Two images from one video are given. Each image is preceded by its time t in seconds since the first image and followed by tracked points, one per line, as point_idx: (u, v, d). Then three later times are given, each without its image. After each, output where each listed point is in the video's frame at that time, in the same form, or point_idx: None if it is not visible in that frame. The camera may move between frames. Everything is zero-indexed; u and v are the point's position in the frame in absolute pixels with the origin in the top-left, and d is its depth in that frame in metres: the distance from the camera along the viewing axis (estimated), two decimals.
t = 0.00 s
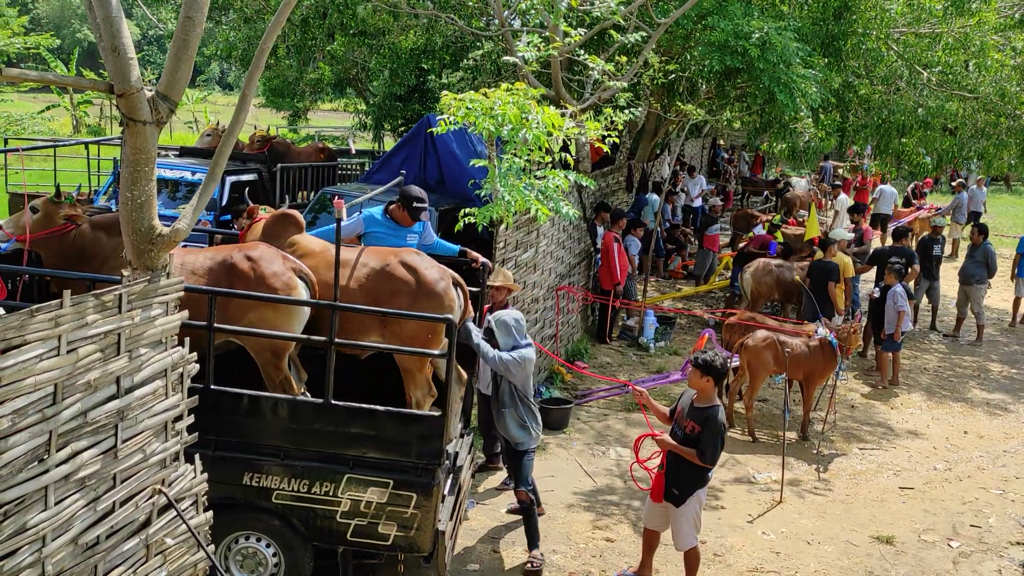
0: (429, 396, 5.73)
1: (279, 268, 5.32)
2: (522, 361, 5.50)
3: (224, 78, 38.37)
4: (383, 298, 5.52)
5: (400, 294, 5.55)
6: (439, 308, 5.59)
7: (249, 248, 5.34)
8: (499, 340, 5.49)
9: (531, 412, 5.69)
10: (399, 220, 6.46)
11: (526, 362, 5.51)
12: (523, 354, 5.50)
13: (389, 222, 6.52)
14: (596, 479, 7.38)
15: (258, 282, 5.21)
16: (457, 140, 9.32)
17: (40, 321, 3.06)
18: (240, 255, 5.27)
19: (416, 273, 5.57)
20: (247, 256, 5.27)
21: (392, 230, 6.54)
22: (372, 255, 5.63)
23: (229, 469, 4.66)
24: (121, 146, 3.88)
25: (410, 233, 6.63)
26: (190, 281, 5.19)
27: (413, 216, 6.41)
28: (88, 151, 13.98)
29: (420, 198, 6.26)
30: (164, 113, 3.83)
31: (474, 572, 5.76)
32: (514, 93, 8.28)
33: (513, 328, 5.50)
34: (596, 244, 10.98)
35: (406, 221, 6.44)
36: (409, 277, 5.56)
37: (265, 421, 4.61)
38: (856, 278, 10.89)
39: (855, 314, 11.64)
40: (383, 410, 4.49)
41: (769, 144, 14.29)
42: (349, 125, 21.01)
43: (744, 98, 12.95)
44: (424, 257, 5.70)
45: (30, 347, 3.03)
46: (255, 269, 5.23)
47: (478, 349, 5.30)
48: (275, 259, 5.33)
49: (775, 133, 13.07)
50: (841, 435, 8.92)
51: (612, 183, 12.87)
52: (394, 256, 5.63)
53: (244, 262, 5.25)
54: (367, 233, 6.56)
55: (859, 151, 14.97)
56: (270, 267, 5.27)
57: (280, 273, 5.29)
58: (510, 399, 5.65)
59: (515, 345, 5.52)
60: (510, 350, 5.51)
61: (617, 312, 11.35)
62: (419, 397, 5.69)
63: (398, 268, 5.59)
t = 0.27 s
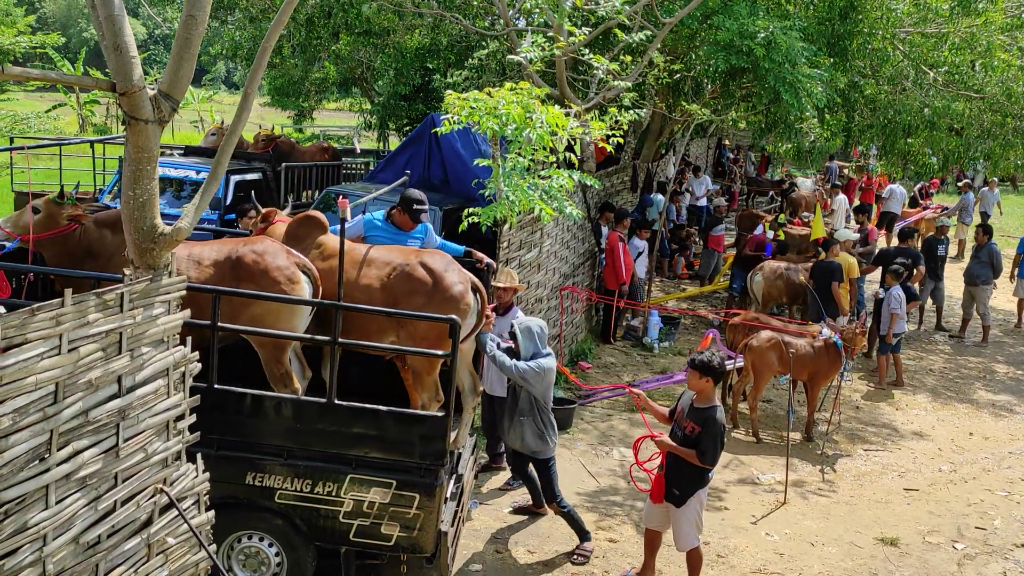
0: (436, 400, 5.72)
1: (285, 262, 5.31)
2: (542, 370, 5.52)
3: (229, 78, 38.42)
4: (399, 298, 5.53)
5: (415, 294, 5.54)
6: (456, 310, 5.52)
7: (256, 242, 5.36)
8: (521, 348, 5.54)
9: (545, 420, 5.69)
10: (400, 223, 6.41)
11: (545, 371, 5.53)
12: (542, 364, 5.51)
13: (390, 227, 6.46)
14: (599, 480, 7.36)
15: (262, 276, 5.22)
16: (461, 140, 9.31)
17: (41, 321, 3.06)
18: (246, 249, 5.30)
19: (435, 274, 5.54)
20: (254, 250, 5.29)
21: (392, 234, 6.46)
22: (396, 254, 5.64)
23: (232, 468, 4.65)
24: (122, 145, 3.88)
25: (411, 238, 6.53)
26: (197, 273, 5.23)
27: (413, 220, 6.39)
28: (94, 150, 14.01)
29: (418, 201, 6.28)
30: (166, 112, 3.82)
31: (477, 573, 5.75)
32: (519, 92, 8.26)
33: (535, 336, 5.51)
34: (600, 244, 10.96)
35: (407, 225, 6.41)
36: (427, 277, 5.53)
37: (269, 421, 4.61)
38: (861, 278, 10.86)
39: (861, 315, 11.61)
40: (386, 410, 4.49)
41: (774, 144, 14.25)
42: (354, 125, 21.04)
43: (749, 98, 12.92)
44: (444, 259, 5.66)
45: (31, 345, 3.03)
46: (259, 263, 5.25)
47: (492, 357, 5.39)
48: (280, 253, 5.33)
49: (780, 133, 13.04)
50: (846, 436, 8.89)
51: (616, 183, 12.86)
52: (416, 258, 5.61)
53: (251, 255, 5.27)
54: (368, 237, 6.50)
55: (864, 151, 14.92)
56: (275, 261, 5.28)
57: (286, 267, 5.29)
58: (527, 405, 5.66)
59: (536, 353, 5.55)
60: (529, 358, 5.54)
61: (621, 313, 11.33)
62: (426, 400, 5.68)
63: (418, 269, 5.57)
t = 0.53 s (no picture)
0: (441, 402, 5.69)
1: (284, 259, 5.31)
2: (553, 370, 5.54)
3: (234, 77, 38.49)
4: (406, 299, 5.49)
5: (422, 296, 5.52)
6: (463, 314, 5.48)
7: (256, 241, 5.39)
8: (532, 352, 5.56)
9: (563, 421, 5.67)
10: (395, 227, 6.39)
11: (557, 373, 5.54)
12: (554, 366, 5.53)
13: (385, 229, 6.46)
14: (602, 478, 7.36)
15: (260, 273, 5.24)
16: (464, 139, 9.32)
17: (43, 317, 3.07)
18: (245, 248, 5.34)
19: (443, 276, 5.51)
20: (253, 249, 5.33)
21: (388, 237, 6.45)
22: (409, 253, 5.63)
23: (234, 465, 4.65)
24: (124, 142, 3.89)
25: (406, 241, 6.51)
26: (200, 269, 5.27)
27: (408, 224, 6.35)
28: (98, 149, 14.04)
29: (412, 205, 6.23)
30: (167, 109, 3.83)
31: (479, 571, 5.75)
32: (522, 91, 8.27)
33: (547, 339, 5.54)
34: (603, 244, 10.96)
35: (400, 229, 6.37)
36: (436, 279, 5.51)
37: (271, 417, 4.61)
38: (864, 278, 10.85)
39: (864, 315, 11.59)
40: (389, 406, 4.49)
41: (778, 143, 14.24)
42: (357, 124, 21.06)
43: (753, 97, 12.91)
44: (457, 262, 5.62)
45: (32, 342, 3.04)
46: (258, 261, 5.28)
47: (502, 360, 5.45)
48: (280, 251, 5.34)
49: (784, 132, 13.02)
50: (849, 435, 8.87)
51: (619, 182, 12.85)
52: (427, 259, 5.59)
53: (249, 254, 5.31)
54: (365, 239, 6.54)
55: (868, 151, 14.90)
56: (274, 258, 5.29)
57: (285, 265, 5.27)
58: (546, 410, 5.61)
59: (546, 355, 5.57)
60: (541, 361, 5.56)
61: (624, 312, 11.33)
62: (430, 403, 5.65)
63: (428, 271, 5.54)
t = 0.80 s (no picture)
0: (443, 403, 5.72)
1: (280, 252, 5.36)
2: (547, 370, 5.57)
3: (237, 77, 38.52)
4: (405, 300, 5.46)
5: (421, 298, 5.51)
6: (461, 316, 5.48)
7: (253, 234, 5.45)
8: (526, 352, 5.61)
9: (561, 421, 5.68)
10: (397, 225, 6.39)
11: (551, 372, 5.57)
12: (547, 365, 5.56)
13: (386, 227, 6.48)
14: (603, 477, 7.36)
15: (257, 266, 5.33)
16: (466, 138, 9.32)
17: (46, 314, 3.07)
18: (244, 241, 5.40)
19: (443, 279, 5.49)
20: (251, 242, 5.40)
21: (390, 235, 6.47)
22: (408, 251, 5.62)
23: (236, 463, 4.66)
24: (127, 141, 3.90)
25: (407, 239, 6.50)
26: (199, 263, 5.28)
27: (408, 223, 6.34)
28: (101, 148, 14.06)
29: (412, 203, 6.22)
30: (170, 107, 3.83)
31: (480, 569, 5.76)
32: (524, 90, 8.27)
33: (541, 338, 5.59)
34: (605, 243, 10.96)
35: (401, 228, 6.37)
36: (435, 280, 5.51)
37: (273, 415, 4.62)
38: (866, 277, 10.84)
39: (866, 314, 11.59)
40: (391, 405, 4.50)
41: (781, 143, 14.22)
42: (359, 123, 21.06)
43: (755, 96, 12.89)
44: (455, 263, 5.62)
45: (35, 339, 3.04)
46: (256, 254, 5.35)
47: (496, 360, 5.50)
48: (277, 244, 5.39)
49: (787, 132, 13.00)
50: (851, 435, 8.87)
51: (621, 182, 12.85)
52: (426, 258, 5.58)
53: (247, 247, 5.38)
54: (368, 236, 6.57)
55: (871, 151, 14.87)
56: (271, 251, 5.35)
57: (280, 257, 5.33)
58: (538, 410, 5.64)
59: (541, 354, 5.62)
60: (534, 360, 5.61)
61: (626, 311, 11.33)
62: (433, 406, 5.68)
63: (426, 272, 5.53)
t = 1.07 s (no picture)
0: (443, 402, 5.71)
1: (287, 245, 5.37)
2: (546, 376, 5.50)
3: (241, 75, 38.55)
4: (399, 300, 5.44)
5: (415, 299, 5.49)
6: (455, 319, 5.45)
7: (258, 227, 5.45)
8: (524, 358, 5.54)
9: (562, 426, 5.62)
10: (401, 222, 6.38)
11: (550, 378, 5.51)
12: (546, 371, 5.51)
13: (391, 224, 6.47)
14: (607, 476, 7.35)
15: (265, 260, 5.32)
16: (470, 136, 9.31)
17: (51, 313, 3.07)
18: (250, 234, 5.40)
19: (438, 279, 5.46)
20: (257, 235, 5.39)
21: (393, 232, 6.47)
22: (404, 251, 5.60)
23: (240, 462, 4.66)
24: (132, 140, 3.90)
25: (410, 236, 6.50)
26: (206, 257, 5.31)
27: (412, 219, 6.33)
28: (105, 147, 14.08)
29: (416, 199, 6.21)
30: (175, 106, 3.83)
31: (485, 568, 5.75)
32: (528, 88, 8.25)
33: (540, 346, 5.52)
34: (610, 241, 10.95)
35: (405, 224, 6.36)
36: (429, 281, 5.48)
37: (277, 413, 4.62)
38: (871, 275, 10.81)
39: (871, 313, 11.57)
40: (395, 404, 4.49)
41: (785, 141, 14.20)
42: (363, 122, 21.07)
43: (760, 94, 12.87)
44: (451, 264, 5.58)
45: (41, 338, 3.04)
46: (263, 248, 5.35)
47: (494, 362, 5.41)
48: (282, 236, 5.40)
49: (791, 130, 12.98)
50: (856, 434, 8.85)
51: (625, 180, 12.84)
52: (421, 258, 5.56)
53: (253, 240, 5.38)
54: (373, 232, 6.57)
55: (875, 149, 14.84)
56: (277, 244, 5.36)
57: (287, 251, 5.36)
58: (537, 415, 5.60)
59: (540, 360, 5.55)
60: (533, 366, 5.54)
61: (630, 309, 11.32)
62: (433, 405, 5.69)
63: (420, 272, 5.51)
